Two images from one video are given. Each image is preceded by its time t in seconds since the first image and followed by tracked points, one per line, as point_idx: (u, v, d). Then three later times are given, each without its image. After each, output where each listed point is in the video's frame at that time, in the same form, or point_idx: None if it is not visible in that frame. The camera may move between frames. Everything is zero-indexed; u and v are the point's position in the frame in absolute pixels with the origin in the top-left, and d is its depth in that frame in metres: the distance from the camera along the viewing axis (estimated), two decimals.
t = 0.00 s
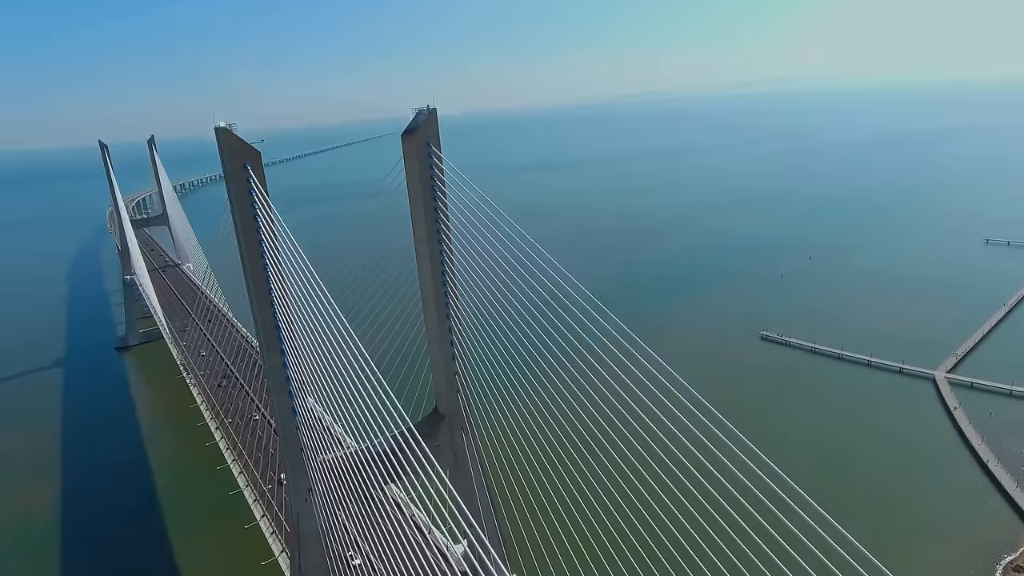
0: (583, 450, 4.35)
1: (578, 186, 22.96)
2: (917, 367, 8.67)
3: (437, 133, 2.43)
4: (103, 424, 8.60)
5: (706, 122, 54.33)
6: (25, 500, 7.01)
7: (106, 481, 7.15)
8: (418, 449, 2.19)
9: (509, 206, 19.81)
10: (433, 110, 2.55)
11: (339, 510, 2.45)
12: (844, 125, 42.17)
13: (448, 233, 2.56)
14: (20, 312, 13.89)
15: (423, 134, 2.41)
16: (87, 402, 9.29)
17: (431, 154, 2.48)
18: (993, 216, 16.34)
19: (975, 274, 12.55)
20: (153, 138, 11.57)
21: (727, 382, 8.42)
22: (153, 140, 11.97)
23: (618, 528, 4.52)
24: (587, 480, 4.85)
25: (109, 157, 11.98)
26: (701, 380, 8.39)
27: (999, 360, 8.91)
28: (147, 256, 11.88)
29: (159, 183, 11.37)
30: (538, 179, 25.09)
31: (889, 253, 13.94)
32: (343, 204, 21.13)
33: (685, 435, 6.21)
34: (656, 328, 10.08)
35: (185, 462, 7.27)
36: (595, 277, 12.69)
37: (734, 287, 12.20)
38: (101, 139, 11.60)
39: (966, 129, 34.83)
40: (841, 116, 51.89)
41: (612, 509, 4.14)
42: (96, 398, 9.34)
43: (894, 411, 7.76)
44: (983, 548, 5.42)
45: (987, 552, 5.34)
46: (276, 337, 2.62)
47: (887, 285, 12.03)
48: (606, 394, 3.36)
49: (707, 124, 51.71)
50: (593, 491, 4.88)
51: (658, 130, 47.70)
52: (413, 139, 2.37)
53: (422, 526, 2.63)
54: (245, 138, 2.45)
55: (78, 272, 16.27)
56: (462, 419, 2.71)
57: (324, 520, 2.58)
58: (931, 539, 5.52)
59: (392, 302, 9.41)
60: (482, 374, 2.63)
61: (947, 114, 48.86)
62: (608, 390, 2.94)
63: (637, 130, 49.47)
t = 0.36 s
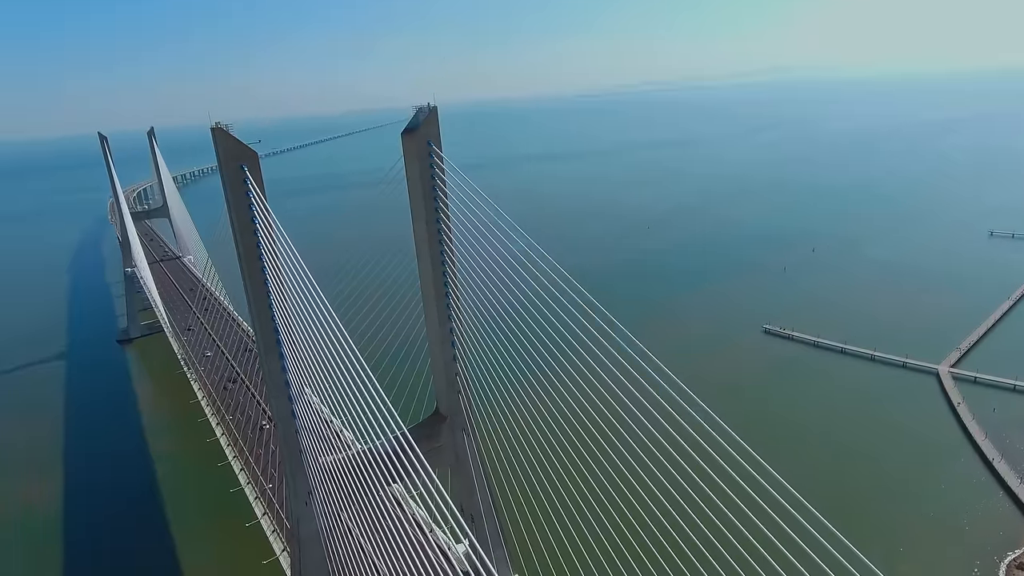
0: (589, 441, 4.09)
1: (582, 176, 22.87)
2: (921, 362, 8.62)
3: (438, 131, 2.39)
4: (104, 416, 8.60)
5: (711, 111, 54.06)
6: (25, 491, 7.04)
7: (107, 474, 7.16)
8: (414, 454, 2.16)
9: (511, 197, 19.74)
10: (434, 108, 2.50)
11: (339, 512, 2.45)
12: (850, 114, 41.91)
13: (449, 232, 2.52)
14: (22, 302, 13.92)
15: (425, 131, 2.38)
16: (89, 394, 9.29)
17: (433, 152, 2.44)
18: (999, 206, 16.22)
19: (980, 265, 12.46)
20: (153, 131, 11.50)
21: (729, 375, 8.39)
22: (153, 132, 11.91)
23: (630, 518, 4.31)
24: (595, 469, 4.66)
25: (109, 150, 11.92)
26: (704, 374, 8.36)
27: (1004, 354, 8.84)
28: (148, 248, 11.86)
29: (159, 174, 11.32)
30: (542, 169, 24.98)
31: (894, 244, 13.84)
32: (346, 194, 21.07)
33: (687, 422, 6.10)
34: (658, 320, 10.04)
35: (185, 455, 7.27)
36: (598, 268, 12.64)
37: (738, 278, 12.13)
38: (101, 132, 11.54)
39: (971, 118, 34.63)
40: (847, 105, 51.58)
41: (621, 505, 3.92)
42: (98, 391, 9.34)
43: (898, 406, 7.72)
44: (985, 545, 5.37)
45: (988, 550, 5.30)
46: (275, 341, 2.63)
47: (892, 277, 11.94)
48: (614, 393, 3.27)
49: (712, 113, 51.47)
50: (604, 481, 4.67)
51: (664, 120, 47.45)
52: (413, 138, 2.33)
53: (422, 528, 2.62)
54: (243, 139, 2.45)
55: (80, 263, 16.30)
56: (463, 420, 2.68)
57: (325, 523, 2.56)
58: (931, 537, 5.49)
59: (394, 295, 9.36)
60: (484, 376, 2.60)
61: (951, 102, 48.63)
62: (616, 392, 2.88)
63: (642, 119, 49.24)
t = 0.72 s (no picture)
0: (591, 437, 3.98)
1: (584, 166, 22.79)
2: (924, 356, 8.59)
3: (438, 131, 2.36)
4: (105, 408, 8.59)
5: (713, 99, 53.80)
6: (25, 483, 7.05)
7: (107, 466, 7.15)
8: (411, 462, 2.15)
9: (512, 187, 19.65)
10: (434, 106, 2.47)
11: (340, 515, 2.43)
12: (852, 102, 41.71)
13: (449, 232, 2.49)
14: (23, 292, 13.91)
15: (423, 130, 2.35)
16: (89, 385, 9.28)
17: (431, 150, 2.41)
18: (1002, 195, 16.12)
19: (983, 255, 12.39)
20: (152, 122, 11.43)
21: (729, 369, 8.38)
22: (152, 123, 11.83)
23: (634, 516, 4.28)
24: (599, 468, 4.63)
25: (108, 142, 11.85)
26: (706, 368, 8.34)
27: (1007, 347, 8.82)
28: (148, 240, 11.82)
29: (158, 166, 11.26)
30: (543, 158, 24.85)
31: (897, 234, 13.76)
32: (347, 184, 21.02)
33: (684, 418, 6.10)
34: (659, 312, 9.99)
35: (185, 449, 7.27)
36: (599, 259, 12.57)
37: (739, 269, 12.07)
38: (98, 123, 11.47)
39: (973, 106, 34.49)
40: (850, 94, 51.42)
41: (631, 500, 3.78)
42: (98, 382, 9.34)
43: (900, 401, 7.70)
44: (985, 543, 5.37)
45: (989, 548, 5.29)
46: (274, 346, 2.66)
47: (895, 268, 11.87)
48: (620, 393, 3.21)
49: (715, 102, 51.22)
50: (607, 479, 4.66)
51: (666, 108, 47.23)
52: (414, 137, 2.28)
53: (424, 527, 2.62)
54: (237, 139, 2.43)
55: (80, 253, 16.28)
56: (465, 421, 2.66)
57: (326, 527, 2.55)
58: (932, 534, 5.48)
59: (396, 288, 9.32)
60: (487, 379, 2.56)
61: (953, 90, 48.44)
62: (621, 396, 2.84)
63: (644, 107, 49.01)
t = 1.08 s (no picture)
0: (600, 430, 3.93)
1: (585, 157, 22.69)
2: (926, 351, 8.56)
3: (437, 129, 2.33)
4: (105, 402, 8.56)
5: (715, 91, 53.57)
6: (26, 478, 7.04)
7: (108, 461, 7.15)
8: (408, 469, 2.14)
9: (513, 178, 19.56)
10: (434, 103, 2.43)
11: (341, 519, 2.43)
12: (854, 95, 41.55)
13: (449, 231, 2.45)
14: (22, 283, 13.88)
15: (423, 127, 2.31)
16: (90, 378, 9.27)
17: (431, 148, 2.37)
18: (1006, 189, 16.02)
19: (987, 249, 12.32)
20: (151, 114, 11.35)
21: (731, 363, 8.34)
22: (151, 115, 11.74)
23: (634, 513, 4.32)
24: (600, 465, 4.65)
25: (107, 135, 11.78)
26: (710, 361, 8.32)
27: (1010, 342, 8.79)
28: (148, 234, 11.77)
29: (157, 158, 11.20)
30: (545, 150, 24.71)
31: (900, 227, 13.69)
32: (347, 175, 20.94)
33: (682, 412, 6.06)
34: (662, 305, 9.95)
35: (186, 443, 7.26)
36: (601, 252, 12.51)
37: (743, 262, 12.01)
38: (98, 115, 11.39)
39: (974, 99, 34.38)
40: (852, 86, 51.27)
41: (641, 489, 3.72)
42: (98, 375, 9.32)
43: (903, 396, 7.68)
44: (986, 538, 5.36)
45: (991, 545, 5.28)
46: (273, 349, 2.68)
47: (899, 261, 11.81)
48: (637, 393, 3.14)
49: (716, 93, 50.99)
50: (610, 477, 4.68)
51: (668, 99, 47.02)
52: (413, 135, 2.25)
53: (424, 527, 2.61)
54: (232, 140, 2.45)
55: (80, 244, 16.24)
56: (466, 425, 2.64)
57: (325, 528, 2.56)
58: (932, 530, 5.48)
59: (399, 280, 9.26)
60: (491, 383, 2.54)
61: (955, 83, 48.28)
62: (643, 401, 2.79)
63: (645, 98, 48.78)
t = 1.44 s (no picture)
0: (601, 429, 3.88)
1: (586, 147, 22.58)
2: (928, 345, 8.52)
3: (437, 127, 2.30)
4: (105, 395, 8.54)
5: (715, 80, 53.29)
6: (25, 469, 7.03)
7: (108, 454, 7.13)
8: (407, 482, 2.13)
9: (513, 169, 19.47)
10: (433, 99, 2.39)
11: (338, 523, 2.43)
12: (854, 83, 41.34)
13: (449, 233, 2.42)
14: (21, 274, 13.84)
15: (422, 126, 2.28)
16: (89, 371, 9.23)
17: (431, 148, 2.33)
18: (1008, 178, 15.93)
19: (989, 239, 12.25)
20: (149, 105, 11.25)
21: (733, 358, 8.31)
22: (149, 106, 11.64)
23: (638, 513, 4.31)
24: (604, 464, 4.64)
25: (105, 127, 11.69)
26: (711, 356, 8.30)
27: (1012, 335, 8.75)
28: (147, 227, 11.73)
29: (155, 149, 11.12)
30: (545, 140, 24.56)
31: (902, 218, 13.62)
32: (346, 165, 20.85)
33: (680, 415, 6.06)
34: (663, 298, 9.91)
35: (186, 437, 7.25)
36: (602, 243, 12.44)
37: (744, 254, 11.95)
38: (95, 107, 11.29)
39: (975, 87, 34.19)
40: (852, 74, 50.99)
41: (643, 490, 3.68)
42: (98, 367, 9.32)
43: (904, 390, 7.66)
44: (986, 537, 5.38)
45: (992, 544, 5.29)
46: (270, 355, 2.69)
47: (901, 253, 11.74)
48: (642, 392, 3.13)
49: (717, 82, 50.73)
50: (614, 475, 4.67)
51: (668, 89, 46.76)
52: (412, 134, 2.21)
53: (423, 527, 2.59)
54: (226, 140, 2.42)
55: (79, 234, 16.18)
56: (466, 426, 2.62)
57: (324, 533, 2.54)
58: (931, 529, 5.50)
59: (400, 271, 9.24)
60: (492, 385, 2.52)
61: (956, 71, 48.01)
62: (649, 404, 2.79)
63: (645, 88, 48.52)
